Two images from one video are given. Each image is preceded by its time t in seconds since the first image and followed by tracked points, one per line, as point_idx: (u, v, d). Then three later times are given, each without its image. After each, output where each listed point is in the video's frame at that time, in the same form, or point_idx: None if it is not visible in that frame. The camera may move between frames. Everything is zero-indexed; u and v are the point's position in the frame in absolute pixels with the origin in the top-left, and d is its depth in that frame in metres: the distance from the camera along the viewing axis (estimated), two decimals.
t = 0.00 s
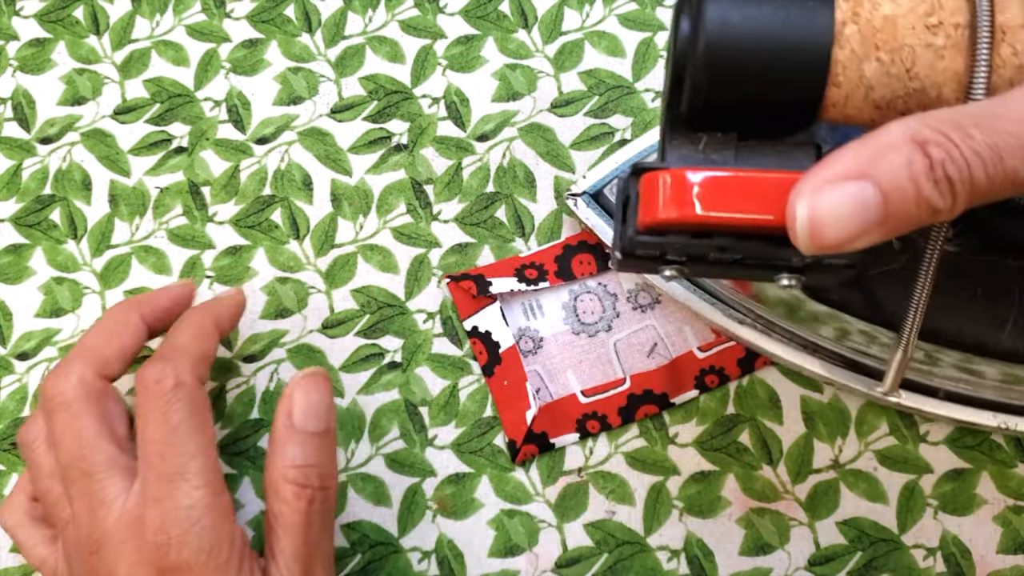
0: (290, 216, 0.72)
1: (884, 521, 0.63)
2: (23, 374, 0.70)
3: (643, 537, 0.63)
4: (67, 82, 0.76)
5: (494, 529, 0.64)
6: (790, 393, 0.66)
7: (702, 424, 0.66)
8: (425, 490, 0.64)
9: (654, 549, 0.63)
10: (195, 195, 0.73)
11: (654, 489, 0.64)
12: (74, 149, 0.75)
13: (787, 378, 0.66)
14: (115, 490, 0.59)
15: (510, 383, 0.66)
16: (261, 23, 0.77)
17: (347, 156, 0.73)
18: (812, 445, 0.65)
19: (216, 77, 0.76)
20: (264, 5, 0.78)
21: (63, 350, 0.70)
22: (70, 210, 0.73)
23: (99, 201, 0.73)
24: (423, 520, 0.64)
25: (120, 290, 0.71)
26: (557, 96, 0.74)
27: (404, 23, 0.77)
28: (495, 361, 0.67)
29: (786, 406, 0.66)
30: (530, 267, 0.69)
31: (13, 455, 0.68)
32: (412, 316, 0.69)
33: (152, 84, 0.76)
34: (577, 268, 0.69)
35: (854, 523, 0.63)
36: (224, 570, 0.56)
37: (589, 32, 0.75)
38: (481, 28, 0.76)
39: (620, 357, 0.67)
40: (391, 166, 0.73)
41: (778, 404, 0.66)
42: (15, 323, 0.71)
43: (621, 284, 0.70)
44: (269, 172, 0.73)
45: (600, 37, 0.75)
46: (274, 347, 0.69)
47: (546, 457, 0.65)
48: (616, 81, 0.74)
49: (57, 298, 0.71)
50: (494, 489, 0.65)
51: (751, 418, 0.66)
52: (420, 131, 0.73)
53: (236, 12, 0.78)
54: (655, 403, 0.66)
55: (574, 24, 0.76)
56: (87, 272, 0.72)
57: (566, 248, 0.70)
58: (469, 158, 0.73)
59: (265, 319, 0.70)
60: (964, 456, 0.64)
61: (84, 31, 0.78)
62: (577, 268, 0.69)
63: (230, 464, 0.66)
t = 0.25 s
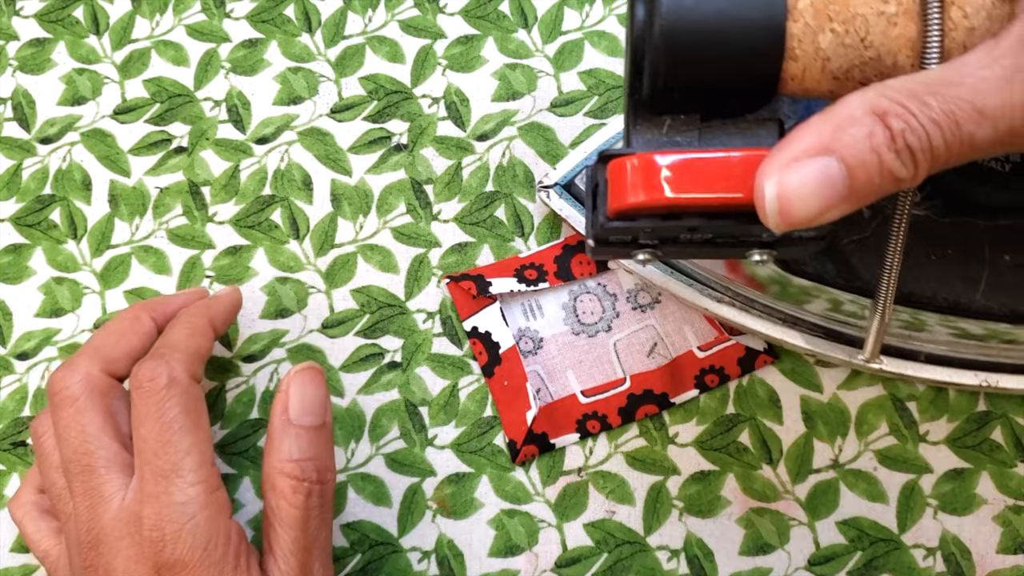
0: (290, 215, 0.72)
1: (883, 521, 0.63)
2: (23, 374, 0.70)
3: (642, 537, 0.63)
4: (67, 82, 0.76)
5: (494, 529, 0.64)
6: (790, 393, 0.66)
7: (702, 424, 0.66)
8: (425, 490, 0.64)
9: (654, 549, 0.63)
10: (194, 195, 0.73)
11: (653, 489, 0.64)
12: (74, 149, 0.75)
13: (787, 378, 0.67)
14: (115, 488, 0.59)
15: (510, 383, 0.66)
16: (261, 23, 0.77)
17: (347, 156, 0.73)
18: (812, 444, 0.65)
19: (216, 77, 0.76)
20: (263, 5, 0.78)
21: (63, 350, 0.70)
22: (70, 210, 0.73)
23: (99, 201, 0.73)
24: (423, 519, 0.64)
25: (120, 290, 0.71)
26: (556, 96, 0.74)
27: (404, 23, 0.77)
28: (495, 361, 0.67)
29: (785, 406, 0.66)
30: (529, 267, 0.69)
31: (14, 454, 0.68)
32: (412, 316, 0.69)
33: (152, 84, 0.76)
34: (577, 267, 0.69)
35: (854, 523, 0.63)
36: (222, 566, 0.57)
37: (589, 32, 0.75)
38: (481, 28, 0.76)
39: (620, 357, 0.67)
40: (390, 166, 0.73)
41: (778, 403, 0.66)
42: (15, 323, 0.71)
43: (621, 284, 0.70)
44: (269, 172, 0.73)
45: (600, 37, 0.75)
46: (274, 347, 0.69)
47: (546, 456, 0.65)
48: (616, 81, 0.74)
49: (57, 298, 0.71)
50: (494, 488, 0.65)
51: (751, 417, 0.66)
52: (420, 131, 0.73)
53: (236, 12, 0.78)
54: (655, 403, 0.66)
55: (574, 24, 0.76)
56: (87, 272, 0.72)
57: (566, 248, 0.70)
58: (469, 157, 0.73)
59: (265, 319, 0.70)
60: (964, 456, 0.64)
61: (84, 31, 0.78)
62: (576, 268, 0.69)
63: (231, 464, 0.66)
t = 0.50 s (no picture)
0: (290, 215, 0.72)
1: (883, 521, 0.63)
2: (24, 373, 0.70)
3: (642, 536, 0.63)
4: (67, 82, 0.76)
5: (494, 528, 0.64)
6: (790, 392, 0.66)
7: (702, 424, 0.66)
8: (425, 489, 0.64)
9: (654, 549, 0.63)
10: (194, 194, 0.73)
11: (653, 488, 0.64)
12: (74, 149, 0.75)
13: (787, 378, 0.67)
14: (117, 469, 0.60)
15: (510, 383, 0.66)
16: (261, 23, 0.77)
17: (347, 155, 0.73)
18: (812, 444, 0.65)
19: (216, 77, 0.76)
20: (263, 4, 0.78)
21: (63, 350, 0.70)
22: (70, 210, 0.73)
23: (99, 201, 0.73)
24: (422, 518, 0.64)
25: (120, 289, 0.71)
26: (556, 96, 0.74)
27: (404, 22, 0.77)
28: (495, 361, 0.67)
29: (785, 406, 0.66)
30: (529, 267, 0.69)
31: (14, 453, 0.68)
32: (412, 315, 0.69)
33: (152, 84, 0.76)
34: (577, 267, 0.69)
35: (854, 522, 0.63)
36: (220, 541, 0.57)
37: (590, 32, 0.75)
38: (481, 28, 0.76)
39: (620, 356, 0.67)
40: (390, 166, 0.73)
41: (778, 403, 0.66)
42: (15, 323, 0.71)
43: (621, 284, 0.70)
44: (269, 172, 0.73)
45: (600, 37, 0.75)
46: (274, 347, 0.69)
47: (546, 456, 0.65)
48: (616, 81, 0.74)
49: (57, 297, 0.71)
50: (494, 488, 0.65)
51: (750, 417, 0.66)
52: (420, 131, 0.73)
53: (236, 12, 0.78)
54: (655, 403, 0.66)
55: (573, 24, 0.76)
56: (87, 272, 0.72)
57: (566, 248, 0.70)
58: (468, 157, 0.73)
59: (265, 318, 0.70)
60: (964, 456, 0.64)
61: (84, 30, 0.78)
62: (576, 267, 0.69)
63: (230, 463, 0.66)
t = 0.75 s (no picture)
0: (291, 215, 0.72)
1: (883, 520, 0.63)
2: (24, 373, 0.70)
3: (642, 536, 0.64)
4: (67, 82, 0.76)
5: (494, 528, 0.64)
6: (790, 392, 0.66)
7: (703, 424, 0.66)
8: (425, 489, 0.65)
9: (654, 549, 0.63)
10: (195, 194, 0.73)
11: (654, 488, 0.64)
12: (74, 148, 0.75)
13: (787, 378, 0.66)
14: (98, 384, 0.52)
15: (510, 383, 0.66)
16: (262, 23, 0.77)
17: (347, 156, 0.73)
18: (812, 444, 0.65)
19: (216, 77, 0.76)
20: (264, 5, 0.78)
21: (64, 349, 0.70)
22: (71, 210, 0.73)
23: (100, 201, 0.73)
24: (422, 518, 0.64)
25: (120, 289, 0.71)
26: (556, 96, 0.74)
27: (404, 22, 0.77)
28: (495, 361, 0.67)
29: (785, 406, 0.66)
30: (530, 267, 0.70)
31: (14, 453, 0.68)
32: (412, 315, 0.69)
33: (152, 84, 0.76)
34: (577, 267, 0.70)
35: (854, 523, 0.63)
36: (181, 453, 0.47)
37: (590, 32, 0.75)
38: (481, 28, 0.76)
39: (620, 357, 0.68)
40: (390, 166, 0.73)
41: (778, 402, 0.66)
42: (15, 323, 0.71)
43: (621, 284, 0.70)
44: (269, 172, 0.73)
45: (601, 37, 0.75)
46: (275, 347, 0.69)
47: (546, 456, 0.65)
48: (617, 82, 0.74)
49: (57, 297, 0.71)
50: (494, 487, 0.65)
51: (750, 417, 0.66)
52: (420, 131, 0.73)
53: (236, 12, 0.78)
54: (655, 403, 0.66)
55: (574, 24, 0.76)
56: (87, 272, 0.72)
57: (566, 248, 0.70)
58: (469, 156, 0.73)
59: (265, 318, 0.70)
60: (964, 456, 0.64)
61: (84, 30, 0.78)
62: (577, 267, 0.70)
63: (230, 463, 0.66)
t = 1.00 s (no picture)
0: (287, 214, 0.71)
1: (892, 525, 0.62)
2: (17, 375, 0.68)
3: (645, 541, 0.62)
4: (60, 78, 0.75)
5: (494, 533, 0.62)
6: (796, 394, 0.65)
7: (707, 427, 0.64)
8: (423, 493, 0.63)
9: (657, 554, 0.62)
10: (190, 193, 0.72)
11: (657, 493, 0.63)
12: (67, 146, 0.73)
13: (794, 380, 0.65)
14: (359, 216, 0.50)
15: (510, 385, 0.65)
16: (258, 17, 0.76)
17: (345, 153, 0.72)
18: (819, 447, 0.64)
19: (211, 73, 0.75)
20: None
21: (56, 351, 0.68)
22: (63, 208, 0.72)
23: (93, 199, 0.72)
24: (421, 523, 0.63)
25: (113, 290, 0.70)
26: (558, 92, 0.72)
27: (403, 17, 0.75)
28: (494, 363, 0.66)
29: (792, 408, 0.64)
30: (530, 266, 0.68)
31: (5, 457, 0.66)
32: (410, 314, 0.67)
33: (146, 80, 0.75)
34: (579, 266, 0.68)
35: (862, 527, 0.62)
36: (326, 330, 0.47)
37: (593, 26, 0.74)
38: (481, 22, 0.75)
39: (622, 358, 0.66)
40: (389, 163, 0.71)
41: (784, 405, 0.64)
42: (6, 324, 0.69)
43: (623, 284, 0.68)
44: (265, 169, 0.72)
45: (604, 31, 0.73)
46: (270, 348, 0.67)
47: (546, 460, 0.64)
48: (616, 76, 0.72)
49: (49, 298, 0.70)
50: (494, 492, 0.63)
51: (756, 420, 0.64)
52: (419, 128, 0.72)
53: (232, 7, 0.76)
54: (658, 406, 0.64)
55: (576, 18, 0.74)
56: (80, 272, 0.70)
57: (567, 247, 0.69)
58: (469, 155, 0.71)
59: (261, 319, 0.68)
60: (973, 459, 0.63)
61: (77, 25, 0.76)
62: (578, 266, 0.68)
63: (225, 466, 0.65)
